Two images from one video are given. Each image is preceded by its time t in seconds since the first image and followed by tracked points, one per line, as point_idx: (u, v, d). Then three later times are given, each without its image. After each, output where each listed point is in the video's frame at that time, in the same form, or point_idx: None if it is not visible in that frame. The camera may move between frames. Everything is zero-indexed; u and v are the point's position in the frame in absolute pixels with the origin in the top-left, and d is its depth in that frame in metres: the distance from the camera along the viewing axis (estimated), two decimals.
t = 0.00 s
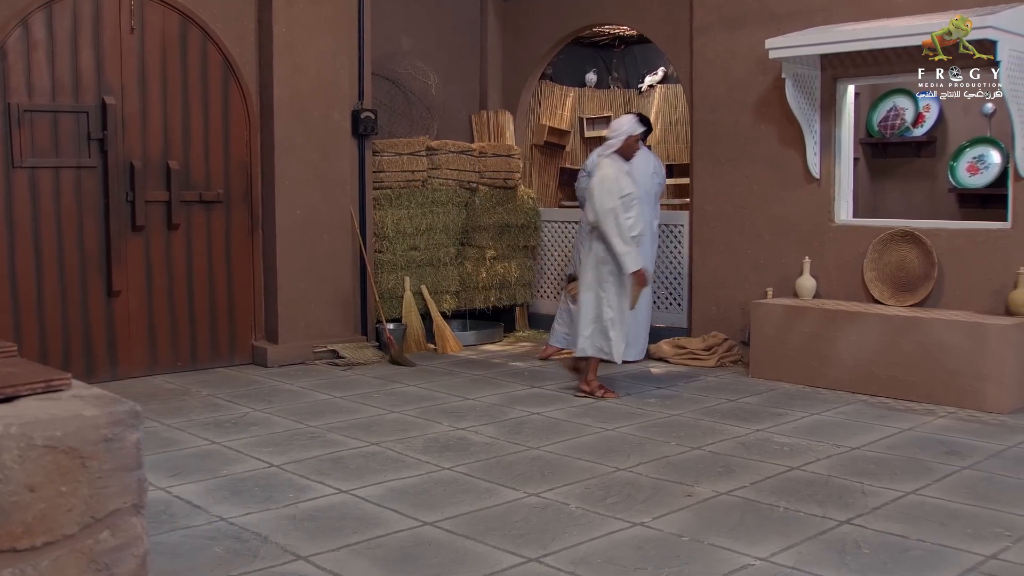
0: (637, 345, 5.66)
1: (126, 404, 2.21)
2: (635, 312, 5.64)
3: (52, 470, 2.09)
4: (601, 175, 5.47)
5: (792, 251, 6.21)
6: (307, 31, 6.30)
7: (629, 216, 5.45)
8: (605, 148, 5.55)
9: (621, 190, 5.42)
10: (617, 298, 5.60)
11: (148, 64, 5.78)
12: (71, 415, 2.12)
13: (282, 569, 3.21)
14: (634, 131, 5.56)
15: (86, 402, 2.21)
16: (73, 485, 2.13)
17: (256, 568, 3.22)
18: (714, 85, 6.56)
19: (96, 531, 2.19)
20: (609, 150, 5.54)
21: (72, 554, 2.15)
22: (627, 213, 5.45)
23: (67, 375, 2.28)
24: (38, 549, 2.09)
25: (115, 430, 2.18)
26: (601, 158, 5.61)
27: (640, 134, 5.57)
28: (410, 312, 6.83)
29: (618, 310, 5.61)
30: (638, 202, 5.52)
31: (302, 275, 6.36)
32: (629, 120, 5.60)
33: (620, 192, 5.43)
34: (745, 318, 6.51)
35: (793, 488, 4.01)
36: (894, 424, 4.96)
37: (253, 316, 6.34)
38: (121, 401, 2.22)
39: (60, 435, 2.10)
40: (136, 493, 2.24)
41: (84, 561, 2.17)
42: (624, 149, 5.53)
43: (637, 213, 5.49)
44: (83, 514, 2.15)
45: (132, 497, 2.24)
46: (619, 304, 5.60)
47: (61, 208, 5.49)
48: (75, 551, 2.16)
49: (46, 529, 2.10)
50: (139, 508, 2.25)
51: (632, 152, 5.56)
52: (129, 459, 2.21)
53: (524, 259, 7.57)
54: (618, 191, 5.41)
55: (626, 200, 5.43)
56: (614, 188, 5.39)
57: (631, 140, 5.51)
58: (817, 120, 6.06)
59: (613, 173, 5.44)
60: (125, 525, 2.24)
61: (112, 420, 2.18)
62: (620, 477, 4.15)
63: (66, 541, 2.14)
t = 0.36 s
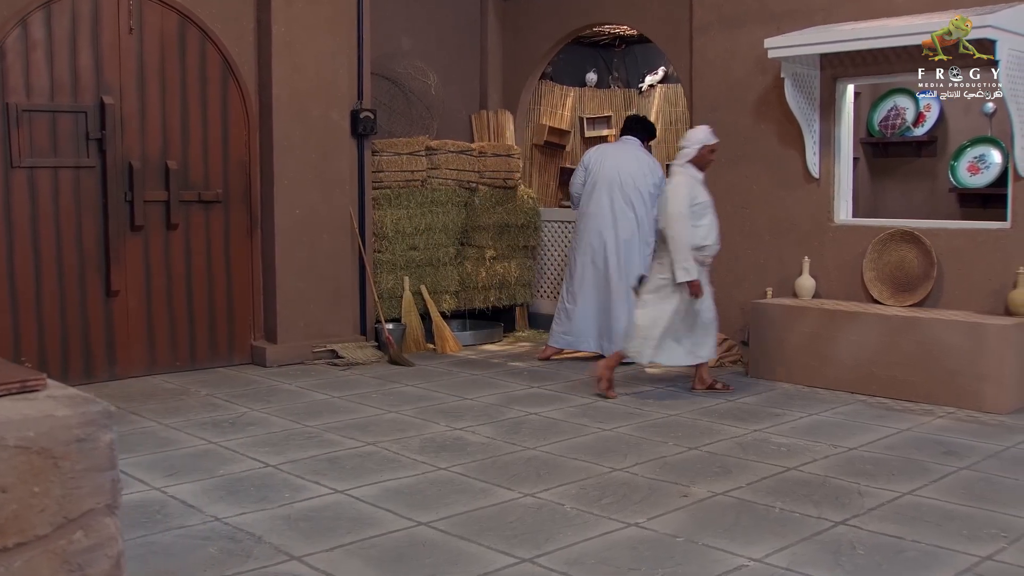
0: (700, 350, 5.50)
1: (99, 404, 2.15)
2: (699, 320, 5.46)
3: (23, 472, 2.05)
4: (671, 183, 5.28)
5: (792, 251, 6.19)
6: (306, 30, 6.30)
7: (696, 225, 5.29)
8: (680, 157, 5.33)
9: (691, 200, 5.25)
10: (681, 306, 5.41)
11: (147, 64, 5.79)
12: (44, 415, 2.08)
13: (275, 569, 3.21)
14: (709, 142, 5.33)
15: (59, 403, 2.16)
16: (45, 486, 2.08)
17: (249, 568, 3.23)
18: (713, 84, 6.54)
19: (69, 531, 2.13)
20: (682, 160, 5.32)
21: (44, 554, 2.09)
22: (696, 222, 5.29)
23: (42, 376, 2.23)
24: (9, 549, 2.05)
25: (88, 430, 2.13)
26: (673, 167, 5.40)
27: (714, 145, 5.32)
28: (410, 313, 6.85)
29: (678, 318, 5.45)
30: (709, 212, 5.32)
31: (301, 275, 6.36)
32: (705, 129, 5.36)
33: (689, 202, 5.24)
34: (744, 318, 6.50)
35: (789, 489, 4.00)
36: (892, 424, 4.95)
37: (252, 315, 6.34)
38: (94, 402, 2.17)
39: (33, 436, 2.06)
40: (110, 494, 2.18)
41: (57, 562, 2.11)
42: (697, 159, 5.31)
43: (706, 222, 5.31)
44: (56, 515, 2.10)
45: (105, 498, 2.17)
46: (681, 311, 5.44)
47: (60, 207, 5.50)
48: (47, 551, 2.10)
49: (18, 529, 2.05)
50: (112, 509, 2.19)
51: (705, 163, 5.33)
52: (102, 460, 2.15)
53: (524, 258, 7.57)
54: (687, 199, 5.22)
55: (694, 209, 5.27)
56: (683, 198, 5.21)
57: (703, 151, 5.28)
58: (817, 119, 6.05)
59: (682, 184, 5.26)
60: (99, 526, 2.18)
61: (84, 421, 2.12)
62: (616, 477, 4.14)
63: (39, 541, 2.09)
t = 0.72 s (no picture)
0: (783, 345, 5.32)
1: (73, 406, 2.33)
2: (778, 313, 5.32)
3: None
4: (735, 175, 5.29)
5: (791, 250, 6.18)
6: (305, 30, 6.29)
7: (761, 215, 5.31)
8: (742, 148, 5.36)
9: (755, 189, 5.26)
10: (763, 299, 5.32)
11: (145, 63, 5.79)
12: (18, 416, 2.25)
13: (268, 569, 3.21)
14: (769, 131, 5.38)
15: (34, 403, 2.33)
16: (18, 487, 2.25)
17: (241, 568, 3.22)
18: (712, 83, 6.53)
19: (43, 531, 2.30)
20: (746, 151, 5.34)
21: (17, 555, 2.25)
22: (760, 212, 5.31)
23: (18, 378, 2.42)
24: None
25: (62, 430, 2.30)
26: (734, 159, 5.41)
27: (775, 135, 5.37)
28: (408, 312, 6.84)
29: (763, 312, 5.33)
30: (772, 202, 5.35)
31: (300, 275, 6.36)
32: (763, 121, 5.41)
33: (756, 192, 5.27)
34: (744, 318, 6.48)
35: (785, 489, 3.99)
36: (890, 424, 4.94)
37: (250, 313, 6.34)
38: (69, 404, 2.35)
39: (6, 436, 2.22)
40: (84, 494, 2.35)
41: (31, 562, 2.28)
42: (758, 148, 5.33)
43: (770, 212, 5.34)
44: (29, 515, 2.26)
45: (79, 498, 2.35)
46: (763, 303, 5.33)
47: (58, 207, 5.51)
48: (21, 552, 2.26)
49: None
50: (86, 509, 2.36)
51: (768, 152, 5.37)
52: (75, 460, 2.32)
53: (523, 258, 7.56)
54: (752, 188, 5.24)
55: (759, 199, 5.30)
56: (748, 186, 5.22)
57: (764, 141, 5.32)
58: (816, 118, 6.04)
59: (750, 174, 5.25)
60: (73, 527, 2.35)
61: (58, 421, 2.29)
62: (611, 477, 4.13)
63: (13, 541, 2.25)
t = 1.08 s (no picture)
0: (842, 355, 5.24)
1: (44, 405, 2.37)
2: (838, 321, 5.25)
3: None
4: (789, 181, 5.28)
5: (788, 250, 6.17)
6: (301, 29, 6.28)
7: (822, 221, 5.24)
8: (796, 153, 5.34)
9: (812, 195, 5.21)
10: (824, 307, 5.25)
11: (141, 63, 5.79)
12: None
13: (258, 569, 3.21)
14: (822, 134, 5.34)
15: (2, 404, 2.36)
16: None
17: (232, 568, 3.22)
18: (710, 83, 6.52)
19: (12, 532, 2.33)
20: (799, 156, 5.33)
21: None
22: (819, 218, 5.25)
23: None
24: None
25: (31, 430, 2.34)
26: (792, 165, 5.36)
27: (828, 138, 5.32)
28: (406, 312, 6.82)
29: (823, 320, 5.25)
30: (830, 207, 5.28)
31: (297, 275, 6.36)
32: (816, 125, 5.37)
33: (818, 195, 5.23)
34: (741, 318, 6.47)
35: (779, 489, 3.98)
36: (886, 424, 4.93)
37: (246, 313, 6.34)
38: (39, 403, 2.39)
39: None
40: (54, 496, 2.39)
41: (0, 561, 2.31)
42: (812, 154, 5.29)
43: (829, 218, 5.27)
44: None
45: (49, 499, 2.38)
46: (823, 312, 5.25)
47: (54, 207, 5.51)
48: None
49: None
50: (56, 510, 2.39)
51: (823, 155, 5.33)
52: (45, 460, 2.36)
53: (520, 258, 7.55)
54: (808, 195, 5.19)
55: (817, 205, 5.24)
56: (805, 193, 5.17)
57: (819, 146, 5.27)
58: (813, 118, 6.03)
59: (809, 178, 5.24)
60: (44, 527, 2.38)
61: (28, 422, 2.34)
62: (605, 477, 4.13)
63: None
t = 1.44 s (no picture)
0: (861, 354, 5.16)
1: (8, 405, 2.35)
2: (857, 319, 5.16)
3: None
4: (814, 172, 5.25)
5: (781, 250, 6.16)
6: (294, 28, 6.27)
7: (844, 216, 5.16)
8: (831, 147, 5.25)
9: (833, 188, 5.14)
10: (842, 303, 5.19)
11: (133, 62, 5.78)
12: None
13: (244, 570, 3.21)
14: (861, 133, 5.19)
15: None
16: None
17: (218, 568, 3.22)
18: (703, 83, 6.52)
19: None
20: (834, 150, 5.24)
21: None
22: (841, 212, 5.17)
23: None
24: None
25: None
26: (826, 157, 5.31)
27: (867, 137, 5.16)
28: (398, 311, 6.83)
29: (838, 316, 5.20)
30: (857, 203, 5.18)
31: (290, 275, 6.35)
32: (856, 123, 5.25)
33: (831, 192, 5.14)
34: (734, 318, 6.47)
35: (768, 490, 3.98)
36: (877, 424, 4.92)
37: (239, 312, 6.33)
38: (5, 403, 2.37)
39: None
40: (17, 496, 2.37)
41: None
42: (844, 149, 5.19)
43: (854, 213, 5.17)
44: None
45: (14, 500, 2.36)
46: (840, 309, 5.20)
47: (46, 207, 5.50)
48: None
49: None
50: (20, 511, 2.38)
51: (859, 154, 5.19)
52: (9, 461, 2.34)
53: (515, 257, 7.54)
54: (828, 187, 5.13)
55: (839, 199, 5.16)
56: (819, 185, 5.13)
57: (851, 143, 5.16)
58: (805, 117, 6.03)
59: (825, 174, 5.16)
60: (7, 528, 2.35)
61: None
62: (594, 477, 4.12)
63: None
